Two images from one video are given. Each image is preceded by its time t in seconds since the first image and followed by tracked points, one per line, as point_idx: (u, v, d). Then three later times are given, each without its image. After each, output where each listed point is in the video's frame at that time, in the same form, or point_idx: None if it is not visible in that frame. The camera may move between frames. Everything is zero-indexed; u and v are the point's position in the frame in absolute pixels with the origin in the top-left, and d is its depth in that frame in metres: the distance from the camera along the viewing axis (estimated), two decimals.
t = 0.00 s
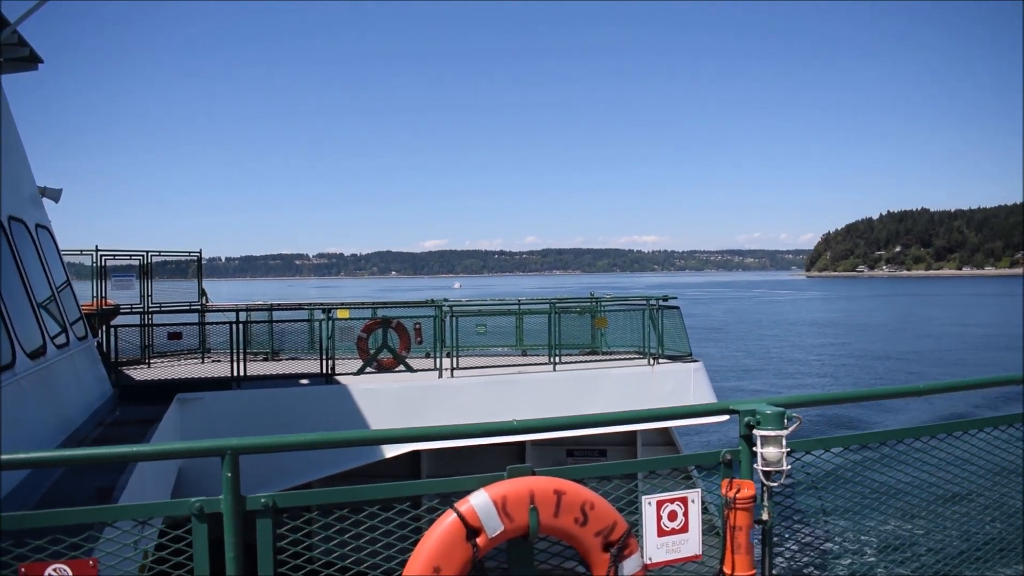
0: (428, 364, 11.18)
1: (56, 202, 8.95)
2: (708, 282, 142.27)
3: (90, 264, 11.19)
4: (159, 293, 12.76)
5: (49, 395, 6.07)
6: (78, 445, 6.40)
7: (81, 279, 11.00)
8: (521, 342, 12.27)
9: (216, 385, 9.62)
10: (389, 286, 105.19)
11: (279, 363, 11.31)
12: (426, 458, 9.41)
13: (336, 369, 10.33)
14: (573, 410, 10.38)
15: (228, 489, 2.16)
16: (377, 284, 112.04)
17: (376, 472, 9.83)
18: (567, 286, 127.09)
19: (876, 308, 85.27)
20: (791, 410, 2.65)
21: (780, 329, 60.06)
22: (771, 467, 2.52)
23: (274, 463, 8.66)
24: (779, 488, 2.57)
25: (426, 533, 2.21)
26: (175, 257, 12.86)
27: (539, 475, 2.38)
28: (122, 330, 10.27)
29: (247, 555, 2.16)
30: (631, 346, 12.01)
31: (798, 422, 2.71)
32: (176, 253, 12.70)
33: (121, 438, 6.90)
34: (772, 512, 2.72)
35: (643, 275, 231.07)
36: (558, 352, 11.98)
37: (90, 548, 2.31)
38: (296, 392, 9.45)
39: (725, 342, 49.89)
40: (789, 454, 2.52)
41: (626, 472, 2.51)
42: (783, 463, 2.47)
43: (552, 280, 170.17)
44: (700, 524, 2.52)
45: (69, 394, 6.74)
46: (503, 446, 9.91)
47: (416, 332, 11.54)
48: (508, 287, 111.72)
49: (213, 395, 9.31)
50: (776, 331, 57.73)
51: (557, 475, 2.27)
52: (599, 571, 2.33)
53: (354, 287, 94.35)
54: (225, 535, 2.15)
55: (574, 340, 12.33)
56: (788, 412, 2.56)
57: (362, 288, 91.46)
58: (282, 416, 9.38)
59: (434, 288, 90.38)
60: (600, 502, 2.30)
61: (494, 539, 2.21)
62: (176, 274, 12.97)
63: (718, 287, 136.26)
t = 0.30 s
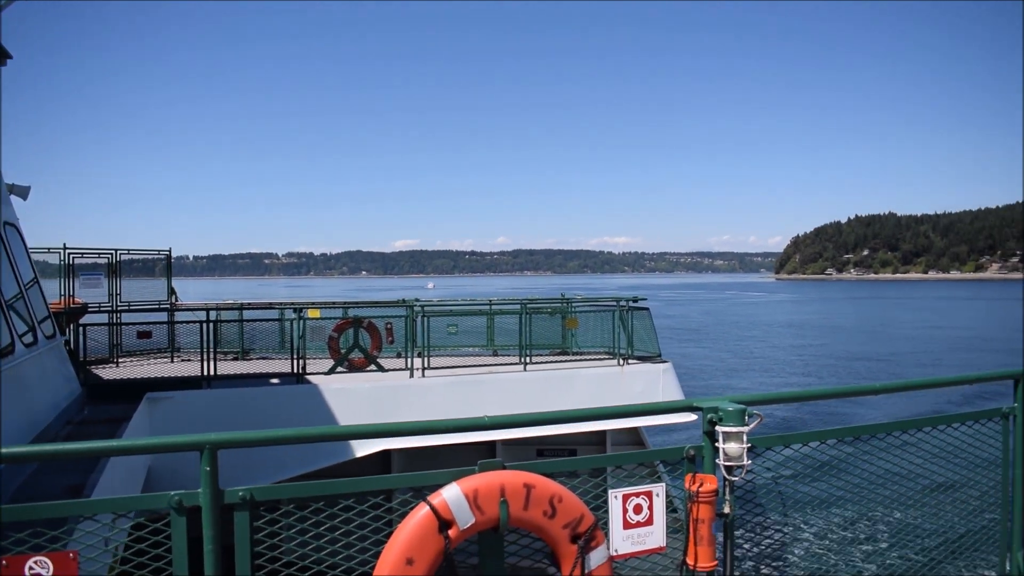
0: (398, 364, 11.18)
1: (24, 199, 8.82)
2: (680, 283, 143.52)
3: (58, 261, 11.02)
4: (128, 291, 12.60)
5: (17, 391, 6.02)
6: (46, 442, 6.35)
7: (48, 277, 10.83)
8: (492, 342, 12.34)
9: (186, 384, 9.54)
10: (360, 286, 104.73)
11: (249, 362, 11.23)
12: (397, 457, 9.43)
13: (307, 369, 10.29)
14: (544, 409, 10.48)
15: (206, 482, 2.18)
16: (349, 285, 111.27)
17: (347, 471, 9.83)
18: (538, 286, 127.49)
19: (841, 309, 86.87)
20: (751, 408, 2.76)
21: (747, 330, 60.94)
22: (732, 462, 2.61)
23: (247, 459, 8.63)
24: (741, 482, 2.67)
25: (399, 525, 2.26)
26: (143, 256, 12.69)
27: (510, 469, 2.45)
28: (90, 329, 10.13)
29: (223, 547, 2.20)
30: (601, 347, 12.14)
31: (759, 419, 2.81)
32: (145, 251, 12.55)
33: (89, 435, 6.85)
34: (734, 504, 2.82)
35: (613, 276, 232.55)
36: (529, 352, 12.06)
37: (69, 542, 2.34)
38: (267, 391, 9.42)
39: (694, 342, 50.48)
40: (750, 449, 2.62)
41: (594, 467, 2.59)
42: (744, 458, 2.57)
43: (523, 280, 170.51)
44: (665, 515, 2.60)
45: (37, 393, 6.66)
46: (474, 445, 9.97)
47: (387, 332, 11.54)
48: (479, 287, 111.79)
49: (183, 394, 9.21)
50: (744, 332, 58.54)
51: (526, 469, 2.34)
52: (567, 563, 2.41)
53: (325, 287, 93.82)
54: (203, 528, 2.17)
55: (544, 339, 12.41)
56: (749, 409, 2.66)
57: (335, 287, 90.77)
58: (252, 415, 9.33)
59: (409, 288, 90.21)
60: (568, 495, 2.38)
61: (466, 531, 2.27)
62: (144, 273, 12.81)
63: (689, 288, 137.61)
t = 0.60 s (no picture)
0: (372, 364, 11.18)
1: None
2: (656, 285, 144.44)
3: (28, 259, 10.87)
4: (100, 290, 12.44)
5: None
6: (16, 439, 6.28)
7: (18, 274, 10.67)
8: (465, 343, 12.40)
9: (159, 383, 9.47)
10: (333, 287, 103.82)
11: (221, 362, 11.17)
12: (370, 458, 9.45)
13: (281, 368, 10.26)
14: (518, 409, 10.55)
15: (184, 477, 2.21)
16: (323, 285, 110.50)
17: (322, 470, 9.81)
18: (512, 288, 127.46)
19: (811, 312, 88.11)
20: (716, 406, 2.85)
21: (720, 331, 61.57)
22: (697, 460, 2.69)
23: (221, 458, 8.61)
24: (705, 479, 2.77)
25: (372, 519, 2.31)
26: (114, 253, 12.52)
27: (481, 466, 2.51)
28: (60, 327, 10.00)
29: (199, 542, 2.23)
30: (574, 349, 12.23)
31: (723, 418, 2.90)
32: (117, 249, 12.41)
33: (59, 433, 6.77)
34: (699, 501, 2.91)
35: (588, 277, 233.41)
36: (502, 353, 12.12)
37: (47, 536, 2.37)
38: (241, 391, 9.38)
39: (667, 343, 50.90)
40: (713, 447, 2.71)
41: (564, 463, 2.67)
42: (707, 455, 2.66)
43: (497, 281, 170.55)
44: (630, 511, 2.68)
45: (6, 391, 6.58)
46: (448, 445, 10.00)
47: (361, 332, 11.56)
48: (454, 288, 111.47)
49: (156, 393, 9.14)
50: (716, 334, 59.15)
51: (496, 465, 2.41)
52: (536, 557, 2.47)
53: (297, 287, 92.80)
54: (181, 525, 2.20)
55: (518, 341, 12.48)
56: (713, 408, 2.75)
57: (309, 287, 90.10)
58: (225, 414, 9.29)
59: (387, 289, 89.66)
60: (537, 491, 2.45)
61: (437, 525, 2.33)
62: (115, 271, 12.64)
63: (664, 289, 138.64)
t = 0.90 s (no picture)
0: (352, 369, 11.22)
1: None
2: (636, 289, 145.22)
3: (4, 265, 10.80)
4: (78, 296, 12.38)
5: None
6: None
7: None
8: (445, 347, 12.47)
9: (138, 388, 9.46)
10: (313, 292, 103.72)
11: (200, 367, 11.16)
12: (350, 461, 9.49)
13: (260, 373, 10.28)
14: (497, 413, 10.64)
15: (165, 477, 2.26)
16: (303, 290, 109.84)
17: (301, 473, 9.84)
18: (492, 292, 127.65)
19: (788, 315, 89.06)
20: (684, 405, 2.96)
21: (699, 333, 62.07)
22: (665, 457, 2.80)
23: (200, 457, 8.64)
24: (674, 476, 2.87)
25: (350, 516, 2.39)
26: (92, 259, 12.46)
27: (456, 464, 2.59)
28: (38, 334, 9.95)
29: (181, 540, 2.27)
30: (553, 353, 12.34)
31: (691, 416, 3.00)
32: (95, 255, 12.36)
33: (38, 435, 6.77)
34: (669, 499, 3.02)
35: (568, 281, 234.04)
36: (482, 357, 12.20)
37: (32, 536, 2.42)
38: (220, 395, 9.39)
39: (647, 346, 51.25)
40: (680, 444, 2.82)
41: (538, 461, 2.75)
42: (674, 452, 2.77)
43: (478, 286, 170.48)
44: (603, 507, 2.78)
45: None
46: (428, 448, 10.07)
47: (341, 337, 11.61)
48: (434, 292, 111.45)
49: (134, 399, 9.12)
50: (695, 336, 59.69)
51: (470, 463, 2.49)
52: (510, 551, 2.56)
53: (277, 292, 92.68)
54: (164, 523, 2.26)
55: (498, 346, 12.56)
56: (681, 406, 2.85)
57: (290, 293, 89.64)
58: (205, 419, 9.28)
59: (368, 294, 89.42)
60: (510, 487, 2.53)
61: (413, 521, 2.40)
62: (93, 278, 12.58)
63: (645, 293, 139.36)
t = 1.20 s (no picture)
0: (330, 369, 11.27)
1: None
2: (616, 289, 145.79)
3: None
4: (53, 298, 12.30)
5: None
6: None
7: None
8: (423, 347, 12.56)
9: (115, 390, 9.46)
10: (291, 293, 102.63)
11: (177, 368, 11.16)
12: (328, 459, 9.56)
13: (238, 374, 10.31)
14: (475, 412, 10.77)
15: (145, 469, 2.36)
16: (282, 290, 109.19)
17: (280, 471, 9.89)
18: (472, 292, 127.25)
19: (766, 313, 89.91)
20: (647, 399, 3.12)
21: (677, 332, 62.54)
22: (629, 448, 2.94)
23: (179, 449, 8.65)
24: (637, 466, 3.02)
25: (324, 505, 2.49)
26: (68, 261, 12.39)
27: (428, 455, 2.70)
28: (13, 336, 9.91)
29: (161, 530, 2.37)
30: (530, 352, 12.46)
31: (654, 411, 3.15)
32: (71, 256, 12.30)
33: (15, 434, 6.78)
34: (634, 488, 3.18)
35: (548, 281, 234.46)
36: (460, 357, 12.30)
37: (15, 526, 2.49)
38: (197, 395, 9.41)
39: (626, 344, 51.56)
40: (643, 436, 2.96)
41: (507, 453, 2.89)
42: (638, 443, 2.91)
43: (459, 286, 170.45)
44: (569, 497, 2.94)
45: None
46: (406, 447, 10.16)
47: (319, 338, 11.66)
48: (414, 293, 110.88)
49: (111, 400, 9.11)
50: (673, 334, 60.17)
51: (441, 455, 2.60)
52: (479, 539, 2.67)
53: (254, 293, 91.68)
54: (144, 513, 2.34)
55: (475, 346, 12.67)
56: (644, 400, 3.01)
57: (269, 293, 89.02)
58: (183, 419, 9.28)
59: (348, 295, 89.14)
60: (479, 477, 2.65)
61: (385, 509, 2.51)
62: (69, 279, 12.51)
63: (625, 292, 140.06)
